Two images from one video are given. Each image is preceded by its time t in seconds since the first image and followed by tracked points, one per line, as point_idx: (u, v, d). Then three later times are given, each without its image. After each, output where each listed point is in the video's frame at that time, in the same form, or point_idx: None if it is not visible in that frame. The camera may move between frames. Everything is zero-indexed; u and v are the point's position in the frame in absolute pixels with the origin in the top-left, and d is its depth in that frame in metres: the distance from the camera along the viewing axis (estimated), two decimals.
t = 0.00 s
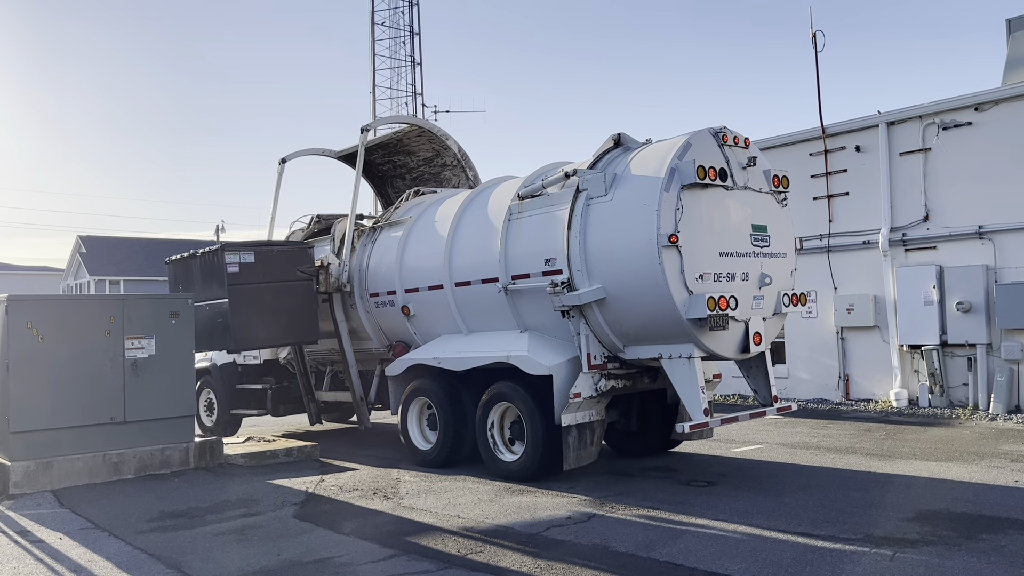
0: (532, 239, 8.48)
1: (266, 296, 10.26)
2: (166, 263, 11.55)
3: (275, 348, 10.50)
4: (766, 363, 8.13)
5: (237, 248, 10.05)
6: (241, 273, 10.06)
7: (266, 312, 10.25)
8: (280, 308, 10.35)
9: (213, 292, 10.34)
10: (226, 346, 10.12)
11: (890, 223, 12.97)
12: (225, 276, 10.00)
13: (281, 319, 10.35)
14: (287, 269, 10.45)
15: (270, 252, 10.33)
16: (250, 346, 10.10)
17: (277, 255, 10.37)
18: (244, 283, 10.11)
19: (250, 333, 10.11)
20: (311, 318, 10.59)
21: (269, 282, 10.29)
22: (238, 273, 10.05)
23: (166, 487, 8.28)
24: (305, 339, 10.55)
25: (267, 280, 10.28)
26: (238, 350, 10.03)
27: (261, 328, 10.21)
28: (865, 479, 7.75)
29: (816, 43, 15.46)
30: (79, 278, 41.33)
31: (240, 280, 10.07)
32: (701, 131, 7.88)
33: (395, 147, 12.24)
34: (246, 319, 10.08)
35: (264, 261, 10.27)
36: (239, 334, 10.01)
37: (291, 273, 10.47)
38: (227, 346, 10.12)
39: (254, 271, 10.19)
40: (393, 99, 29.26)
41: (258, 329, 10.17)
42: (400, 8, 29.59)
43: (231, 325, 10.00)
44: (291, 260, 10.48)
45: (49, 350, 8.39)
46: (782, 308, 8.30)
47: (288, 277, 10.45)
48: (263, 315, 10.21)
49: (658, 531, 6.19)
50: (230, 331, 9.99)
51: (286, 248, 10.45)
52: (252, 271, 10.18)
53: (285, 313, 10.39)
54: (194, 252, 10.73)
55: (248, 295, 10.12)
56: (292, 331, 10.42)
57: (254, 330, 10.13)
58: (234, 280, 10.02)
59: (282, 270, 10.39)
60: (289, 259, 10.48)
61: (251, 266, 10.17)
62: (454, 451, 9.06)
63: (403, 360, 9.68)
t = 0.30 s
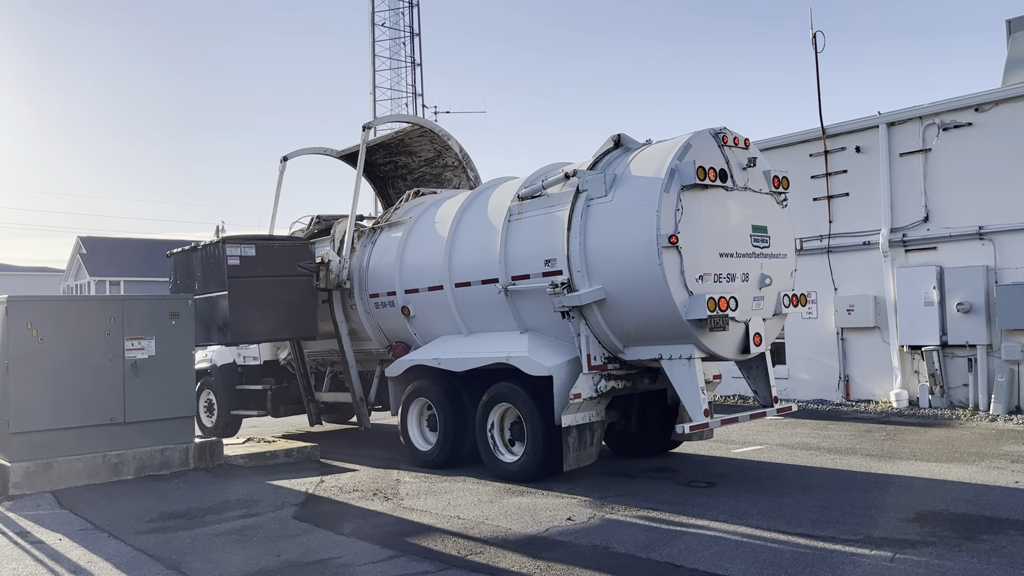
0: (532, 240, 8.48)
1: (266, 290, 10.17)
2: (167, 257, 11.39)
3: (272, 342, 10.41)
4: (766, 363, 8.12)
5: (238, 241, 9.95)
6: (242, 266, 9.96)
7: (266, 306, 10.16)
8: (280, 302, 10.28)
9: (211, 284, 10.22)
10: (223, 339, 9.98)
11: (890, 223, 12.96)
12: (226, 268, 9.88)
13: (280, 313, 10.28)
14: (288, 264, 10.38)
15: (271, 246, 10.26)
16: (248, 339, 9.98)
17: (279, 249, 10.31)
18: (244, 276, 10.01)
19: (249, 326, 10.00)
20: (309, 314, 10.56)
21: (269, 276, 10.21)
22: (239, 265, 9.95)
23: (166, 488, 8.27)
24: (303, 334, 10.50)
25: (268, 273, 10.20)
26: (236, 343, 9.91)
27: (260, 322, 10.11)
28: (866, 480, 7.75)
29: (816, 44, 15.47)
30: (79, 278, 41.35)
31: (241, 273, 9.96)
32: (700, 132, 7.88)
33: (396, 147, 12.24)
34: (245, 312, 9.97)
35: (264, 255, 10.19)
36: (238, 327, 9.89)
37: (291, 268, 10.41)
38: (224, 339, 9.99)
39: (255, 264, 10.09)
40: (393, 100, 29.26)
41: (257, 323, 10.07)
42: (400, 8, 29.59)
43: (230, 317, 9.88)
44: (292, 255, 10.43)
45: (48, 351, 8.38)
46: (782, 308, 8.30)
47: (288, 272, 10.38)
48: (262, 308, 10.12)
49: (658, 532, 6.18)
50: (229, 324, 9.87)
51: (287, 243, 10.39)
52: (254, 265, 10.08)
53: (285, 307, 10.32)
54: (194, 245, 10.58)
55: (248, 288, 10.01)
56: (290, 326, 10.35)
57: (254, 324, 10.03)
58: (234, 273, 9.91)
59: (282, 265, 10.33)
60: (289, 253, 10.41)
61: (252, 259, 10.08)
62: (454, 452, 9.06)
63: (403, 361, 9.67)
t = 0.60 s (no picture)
0: (531, 241, 8.47)
1: (263, 284, 10.13)
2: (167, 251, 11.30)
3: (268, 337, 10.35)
4: (766, 365, 8.11)
5: (238, 233, 9.93)
6: (241, 259, 9.93)
7: (263, 300, 10.11)
8: (278, 297, 10.23)
9: (209, 277, 10.17)
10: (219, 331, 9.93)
11: (890, 225, 12.95)
12: (224, 260, 9.86)
13: (278, 308, 10.23)
14: (287, 260, 10.34)
15: (271, 240, 10.23)
16: (244, 333, 9.93)
17: (278, 244, 10.27)
18: (243, 269, 9.97)
19: (245, 320, 9.95)
20: (306, 310, 10.49)
21: (268, 270, 10.18)
22: (238, 258, 9.92)
23: (164, 490, 8.26)
24: (299, 331, 10.44)
25: (266, 267, 10.17)
26: (232, 336, 9.86)
27: (256, 316, 10.07)
28: (865, 482, 7.74)
29: (816, 46, 15.47)
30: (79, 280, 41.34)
31: (239, 266, 9.93)
32: (699, 133, 7.86)
33: (397, 148, 12.25)
34: (242, 305, 9.92)
35: (264, 249, 10.17)
36: (234, 319, 9.85)
37: (291, 264, 10.37)
38: (220, 331, 9.94)
39: (255, 258, 10.07)
40: (394, 102, 29.25)
41: (253, 316, 10.02)
42: (400, 10, 29.59)
43: (226, 310, 9.84)
44: (291, 250, 10.39)
45: (46, 353, 8.37)
46: (781, 310, 8.28)
47: (287, 267, 10.34)
48: (259, 302, 10.08)
49: (657, 534, 6.17)
50: (225, 316, 9.83)
51: (287, 238, 10.36)
52: (253, 258, 10.06)
53: (282, 303, 10.27)
54: (194, 238, 10.55)
55: (246, 281, 9.98)
56: (286, 322, 10.31)
57: (249, 317, 9.98)
58: (233, 265, 9.88)
59: (282, 260, 10.29)
60: (289, 248, 10.37)
61: (251, 253, 10.05)
62: (453, 453, 9.04)
63: (402, 362, 9.66)
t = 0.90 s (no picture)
0: (528, 244, 8.45)
1: (260, 279, 10.16)
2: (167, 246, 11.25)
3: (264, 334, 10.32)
4: (764, 368, 8.09)
5: (237, 228, 9.99)
6: (239, 253, 9.97)
7: (259, 295, 10.13)
8: (275, 293, 10.25)
9: (207, 271, 10.19)
10: (214, 324, 9.93)
11: (889, 227, 12.93)
12: (222, 254, 9.91)
13: (274, 304, 10.23)
14: (286, 256, 10.38)
15: (270, 236, 10.28)
16: (240, 327, 9.93)
17: (278, 240, 10.33)
18: (241, 264, 10.01)
19: (240, 313, 9.95)
20: (303, 308, 10.49)
21: (266, 266, 10.22)
22: (236, 252, 9.97)
23: (161, 493, 8.24)
24: (295, 328, 10.43)
25: (264, 263, 10.20)
26: (227, 330, 9.87)
27: (252, 311, 10.07)
28: (863, 485, 7.72)
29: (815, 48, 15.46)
30: (79, 283, 41.34)
31: (237, 260, 9.97)
32: (697, 136, 7.84)
33: (397, 150, 12.24)
34: (238, 300, 9.94)
35: (263, 245, 10.22)
36: (230, 313, 9.86)
37: (289, 261, 10.40)
38: (215, 324, 9.94)
39: (253, 253, 10.11)
40: (393, 105, 29.25)
41: (249, 311, 10.02)
42: (399, 13, 29.60)
43: (222, 303, 9.86)
44: (291, 247, 10.43)
45: (42, 355, 8.35)
46: (779, 313, 8.26)
47: (286, 264, 10.37)
48: (256, 297, 10.10)
49: (653, 538, 6.15)
50: (220, 309, 9.85)
51: (286, 235, 10.40)
52: (251, 253, 10.10)
53: (279, 299, 10.27)
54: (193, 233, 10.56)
55: (243, 275, 10.01)
56: (282, 319, 10.29)
57: (245, 311, 9.98)
58: (230, 259, 9.93)
59: (280, 256, 10.33)
60: (288, 245, 10.41)
61: (250, 248, 10.11)
62: (450, 456, 9.02)
63: (400, 365, 9.64)
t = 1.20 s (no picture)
0: (525, 247, 8.44)
1: (258, 275, 10.14)
2: (167, 238, 11.19)
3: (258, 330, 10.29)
4: (761, 372, 8.08)
5: (236, 223, 9.97)
6: (238, 248, 9.94)
7: (256, 290, 10.12)
8: (272, 290, 10.23)
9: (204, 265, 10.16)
10: (209, 319, 9.89)
11: (886, 231, 12.93)
12: (220, 248, 9.87)
13: (271, 301, 10.22)
14: (284, 254, 10.37)
15: (269, 233, 10.27)
16: (235, 322, 9.89)
17: (277, 237, 10.33)
18: (238, 258, 9.98)
19: (236, 308, 9.92)
20: (299, 306, 10.47)
21: (263, 262, 10.20)
22: (234, 247, 9.93)
23: (157, 496, 8.21)
24: (290, 326, 10.40)
25: (262, 259, 10.19)
26: (221, 324, 9.82)
27: (248, 306, 10.04)
28: (860, 489, 7.70)
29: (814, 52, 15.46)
30: (77, 286, 41.31)
31: (235, 255, 9.94)
32: (693, 139, 7.84)
33: (396, 153, 12.24)
34: (234, 294, 9.91)
35: (262, 241, 10.20)
36: (226, 307, 9.82)
37: (287, 258, 10.39)
38: (210, 318, 9.90)
39: (251, 248, 10.09)
40: (391, 108, 29.27)
41: (245, 306, 9.99)
42: (397, 16, 29.63)
43: (218, 297, 9.82)
44: (289, 245, 10.42)
45: (38, 358, 8.34)
46: (776, 316, 8.25)
47: (284, 261, 10.37)
48: (252, 293, 10.08)
49: (649, 542, 6.14)
50: (216, 303, 9.82)
51: (285, 232, 10.41)
52: (250, 248, 10.08)
53: (276, 296, 10.26)
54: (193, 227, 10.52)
55: (240, 270, 9.98)
56: (278, 316, 10.27)
57: (241, 306, 9.95)
58: (228, 253, 9.89)
59: (278, 253, 10.31)
60: (287, 242, 10.41)
61: (248, 243, 10.08)
62: (447, 460, 9.00)
63: (396, 368, 9.62)
